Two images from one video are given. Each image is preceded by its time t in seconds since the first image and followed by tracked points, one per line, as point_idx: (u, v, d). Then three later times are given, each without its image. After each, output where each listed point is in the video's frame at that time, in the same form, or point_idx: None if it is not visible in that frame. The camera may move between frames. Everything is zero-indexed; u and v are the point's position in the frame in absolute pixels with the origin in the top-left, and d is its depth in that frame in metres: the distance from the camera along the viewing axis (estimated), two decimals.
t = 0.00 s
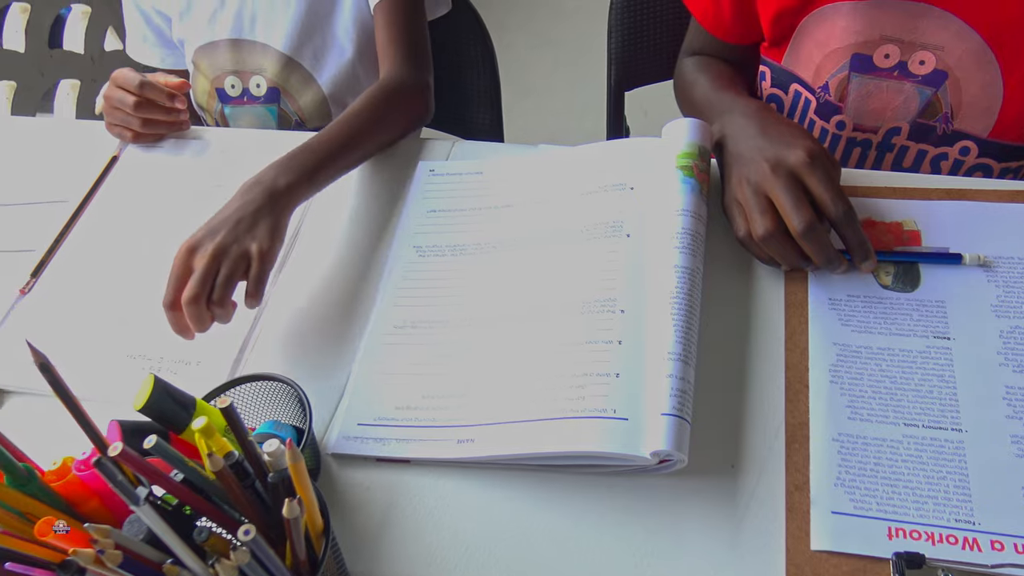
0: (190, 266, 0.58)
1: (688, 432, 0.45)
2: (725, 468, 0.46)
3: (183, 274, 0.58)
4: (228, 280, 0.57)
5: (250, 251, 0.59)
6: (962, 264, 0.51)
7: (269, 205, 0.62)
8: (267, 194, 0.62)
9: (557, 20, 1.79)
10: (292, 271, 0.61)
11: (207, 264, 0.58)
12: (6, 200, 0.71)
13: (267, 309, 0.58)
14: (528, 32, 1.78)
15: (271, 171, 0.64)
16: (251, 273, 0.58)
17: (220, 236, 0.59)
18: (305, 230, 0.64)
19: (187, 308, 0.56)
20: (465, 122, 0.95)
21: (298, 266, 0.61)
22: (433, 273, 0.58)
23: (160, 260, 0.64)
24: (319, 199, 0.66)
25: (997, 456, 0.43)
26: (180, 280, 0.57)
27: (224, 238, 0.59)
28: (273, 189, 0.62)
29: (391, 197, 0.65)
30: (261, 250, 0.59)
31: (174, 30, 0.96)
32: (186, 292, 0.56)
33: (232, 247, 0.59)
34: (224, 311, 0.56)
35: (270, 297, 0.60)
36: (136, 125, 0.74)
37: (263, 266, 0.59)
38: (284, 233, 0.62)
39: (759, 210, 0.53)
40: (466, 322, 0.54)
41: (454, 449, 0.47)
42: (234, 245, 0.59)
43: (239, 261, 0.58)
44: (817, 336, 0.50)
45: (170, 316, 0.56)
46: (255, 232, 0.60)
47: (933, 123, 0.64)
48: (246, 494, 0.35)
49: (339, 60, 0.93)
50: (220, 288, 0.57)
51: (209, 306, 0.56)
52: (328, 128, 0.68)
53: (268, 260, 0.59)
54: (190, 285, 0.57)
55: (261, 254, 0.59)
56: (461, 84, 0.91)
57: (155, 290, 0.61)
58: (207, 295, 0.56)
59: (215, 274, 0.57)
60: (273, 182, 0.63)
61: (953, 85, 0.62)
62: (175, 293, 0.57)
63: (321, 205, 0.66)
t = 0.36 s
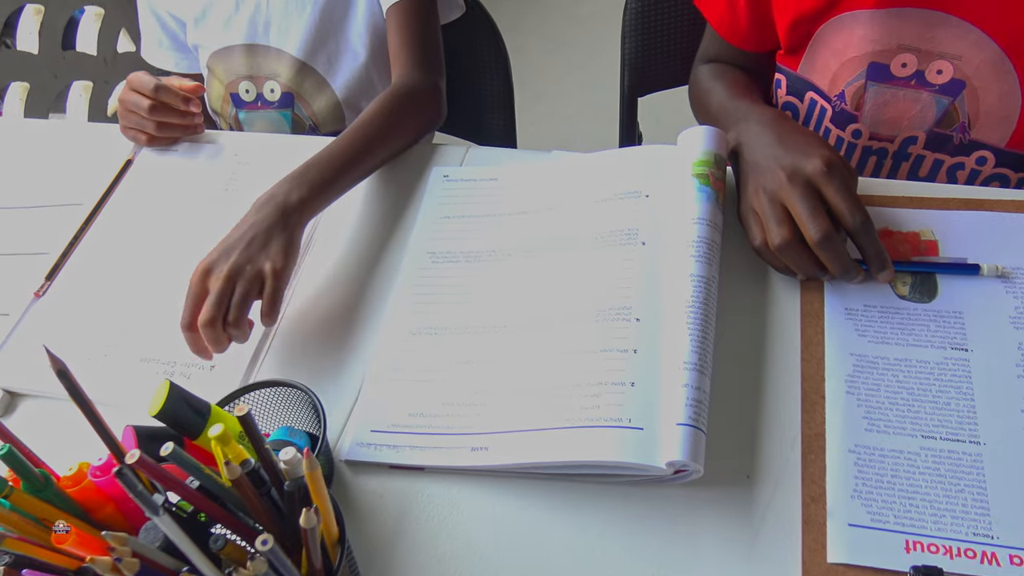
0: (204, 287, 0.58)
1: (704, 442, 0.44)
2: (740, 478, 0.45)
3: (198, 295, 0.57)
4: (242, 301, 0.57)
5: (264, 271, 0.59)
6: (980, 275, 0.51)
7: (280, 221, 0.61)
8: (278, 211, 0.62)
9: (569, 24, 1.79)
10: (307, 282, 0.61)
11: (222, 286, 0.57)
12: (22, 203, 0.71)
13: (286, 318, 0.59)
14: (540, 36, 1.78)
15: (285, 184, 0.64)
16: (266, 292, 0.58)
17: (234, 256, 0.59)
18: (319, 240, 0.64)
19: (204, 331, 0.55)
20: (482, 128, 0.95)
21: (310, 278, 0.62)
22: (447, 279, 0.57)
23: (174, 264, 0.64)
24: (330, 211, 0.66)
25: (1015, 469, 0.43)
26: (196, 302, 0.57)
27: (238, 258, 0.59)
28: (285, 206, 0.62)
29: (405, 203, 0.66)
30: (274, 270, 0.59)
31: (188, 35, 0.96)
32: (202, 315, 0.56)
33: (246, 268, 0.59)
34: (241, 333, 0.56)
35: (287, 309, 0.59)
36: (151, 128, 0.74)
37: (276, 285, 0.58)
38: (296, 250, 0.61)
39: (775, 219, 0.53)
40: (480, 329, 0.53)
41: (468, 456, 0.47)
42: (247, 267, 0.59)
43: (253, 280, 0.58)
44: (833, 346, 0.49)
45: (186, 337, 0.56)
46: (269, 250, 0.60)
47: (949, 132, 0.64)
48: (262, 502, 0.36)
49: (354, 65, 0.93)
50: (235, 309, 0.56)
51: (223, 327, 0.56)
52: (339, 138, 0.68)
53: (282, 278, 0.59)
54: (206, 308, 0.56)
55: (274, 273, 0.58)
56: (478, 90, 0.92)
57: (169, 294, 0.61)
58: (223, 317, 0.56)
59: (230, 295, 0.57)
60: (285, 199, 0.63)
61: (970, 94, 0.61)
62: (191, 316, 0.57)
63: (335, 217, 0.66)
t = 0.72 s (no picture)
0: (217, 294, 0.58)
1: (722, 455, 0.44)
2: (758, 492, 0.45)
3: (210, 302, 0.57)
4: (254, 308, 0.57)
5: (277, 279, 0.59)
6: (1001, 288, 0.50)
7: (293, 229, 0.61)
8: (291, 219, 0.62)
9: (581, 30, 1.79)
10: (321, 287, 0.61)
11: (234, 294, 0.57)
12: (37, 207, 0.71)
13: (298, 324, 0.58)
14: (552, 41, 1.78)
15: (298, 193, 0.64)
16: (278, 300, 0.58)
17: (247, 264, 0.59)
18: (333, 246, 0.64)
19: (215, 337, 0.55)
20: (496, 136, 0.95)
21: (323, 285, 0.61)
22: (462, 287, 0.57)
23: (187, 269, 0.63)
24: (344, 218, 0.66)
25: None
26: (207, 308, 0.57)
27: (251, 266, 0.59)
28: (299, 214, 0.62)
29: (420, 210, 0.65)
30: (287, 279, 0.59)
31: (203, 39, 0.96)
32: (214, 322, 0.55)
33: (259, 276, 0.58)
34: (252, 341, 0.56)
35: (300, 314, 0.59)
36: (165, 134, 0.74)
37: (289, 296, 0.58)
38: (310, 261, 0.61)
39: (794, 229, 0.53)
40: (496, 338, 0.53)
41: (483, 467, 0.47)
42: (260, 275, 0.59)
43: (266, 289, 0.58)
44: (853, 359, 0.49)
45: (194, 342, 0.55)
46: (282, 259, 0.60)
47: (968, 142, 0.63)
48: (279, 513, 0.35)
49: (370, 68, 0.93)
50: (247, 318, 0.56)
51: (234, 333, 0.55)
52: (354, 145, 0.68)
53: (295, 287, 0.59)
54: (218, 315, 0.56)
55: (287, 281, 0.58)
56: (492, 94, 0.91)
57: (183, 300, 0.61)
58: (235, 325, 0.56)
59: (243, 303, 0.57)
60: (299, 207, 0.63)
61: (990, 105, 0.61)
62: (203, 322, 0.56)
63: (347, 224, 0.66)
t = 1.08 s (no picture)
0: (224, 306, 0.58)
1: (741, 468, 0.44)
2: (777, 506, 0.44)
3: (217, 313, 0.57)
4: (261, 321, 0.57)
5: (284, 291, 0.58)
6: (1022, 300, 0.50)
7: (299, 241, 0.61)
8: (299, 230, 0.62)
9: (590, 33, 1.79)
10: (336, 293, 0.61)
11: (241, 307, 0.57)
12: (51, 212, 0.71)
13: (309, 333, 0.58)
14: (562, 44, 1.78)
15: (305, 203, 0.64)
16: (284, 311, 0.57)
17: (254, 276, 0.59)
18: (345, 253, 0.64)
19: (222, 350, 0.55)
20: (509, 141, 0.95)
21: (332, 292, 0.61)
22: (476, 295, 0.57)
23: (201, 276, 0.63)
24: (354, 225, 0.66)
25: None
26: (213, 319, 0.57)
27: (258, 279, 0.59)
28: (306, 225, 0.62)
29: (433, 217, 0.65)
30: (294, 290, 0.58)
31: (215, 44, 0.96)
32: (220, 335, 0.55)
33: (265, 288, 0.58)
34: (258, 353, 0.56)
35: (310, 323, 0.59)
36: (178, 139, 0.74)
37: (295, 308, 0.58)
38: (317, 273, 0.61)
39: (812, 240, 0.52)
40: (511, 347, 0.53)
41: (499, 478, 0.46)
42: (267, 287, 0.58)
43: (272, 301, 0.58)
44: (872, 371, 0.48)
45: (201, 352, 0.55)
46: (288, 271, 0.59)
47: (987, 152, 0.63)
48: (296, 526, 0.35)
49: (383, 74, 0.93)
50: (255, 329, 0.56)
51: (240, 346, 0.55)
52: (365, 152, 0.68)
53: (302, 299, 0.58)
54: (224, 327, 0.56)
55: (294, 293, 0.58)
56: (505, 98, 0.91)
57: (196, 307, 0.61)
58: (241, 338, 0.56)
59: (249, 315, 0.57)
60: (305, 217, 0.62)
61: (1009, 114, 0.61)
62: (210, 334, 0.56)
63: (359, 230, 0.66)
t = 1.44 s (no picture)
0: (249, 318, 0.58)
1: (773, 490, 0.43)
2: (810, 528, 0.44)
3: (241, 325, 0.57)
4: (285, 334, 0.57)
5: (308, 305, 0.58)
6: None
7: (325, 254, 0.61)
8: (324, 243, 0.62)
9: (610, 39, 1.78)
10: (361, 304, 0.61)
11: (265, 321, 0.57)
12: (77, 219, 0.71)
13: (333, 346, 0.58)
14: (581, 49, 1.78)
15: (330, 215, 0.64)
16: (308, 325, 0.57)
17: (280, 288, 0.59)
18: (370, 264, 0.64)
19: (245, 363, 0.55)
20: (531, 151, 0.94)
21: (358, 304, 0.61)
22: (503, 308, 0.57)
23: (226, 286, 0.63)
24: (379, 236, 0.66)
25: None
26: (238, 331, 0.57)
27: (284, 291, 0.59)
28: (331, 238, 0.62)
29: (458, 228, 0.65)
30: (319, 304, 0.58)
31: (239, 52, 0.96)
32: (244, 349, 0.55)
33: (290, 301, 0.58)
34: (281, 366, 0.56)
35: (335, 335, 0.59)
36: (203, 148, 0.74)
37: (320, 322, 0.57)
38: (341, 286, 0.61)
39: (844, 258, 0.52)
40: (538, 361, 0.53)
41: (527, 496, 0.46)
42: (292, 300, 0.58)
43: (296, 314, 0.58)
44: (905, 392, 0.48)
45: (225, 365, 0.55)
46: (313, 285, 0.59)
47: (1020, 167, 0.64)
48: (328, 546, 0.35)
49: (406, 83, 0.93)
50: (280, 342, 0.56)
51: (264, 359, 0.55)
52: (391, 164, 0.68)
53: (326, 314, 0.58)
54: (249, 340, 0.56)
55: (318, 307, 0.58)
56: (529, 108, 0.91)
57: (222, 317, 0.61)
58: (265, 352, 0.56)
59: (274, 328, 0.57)
60: (331, 230, 0.62)
61: None
62: (235, 346, 0.56)
63: (383, 241, 0.65)
